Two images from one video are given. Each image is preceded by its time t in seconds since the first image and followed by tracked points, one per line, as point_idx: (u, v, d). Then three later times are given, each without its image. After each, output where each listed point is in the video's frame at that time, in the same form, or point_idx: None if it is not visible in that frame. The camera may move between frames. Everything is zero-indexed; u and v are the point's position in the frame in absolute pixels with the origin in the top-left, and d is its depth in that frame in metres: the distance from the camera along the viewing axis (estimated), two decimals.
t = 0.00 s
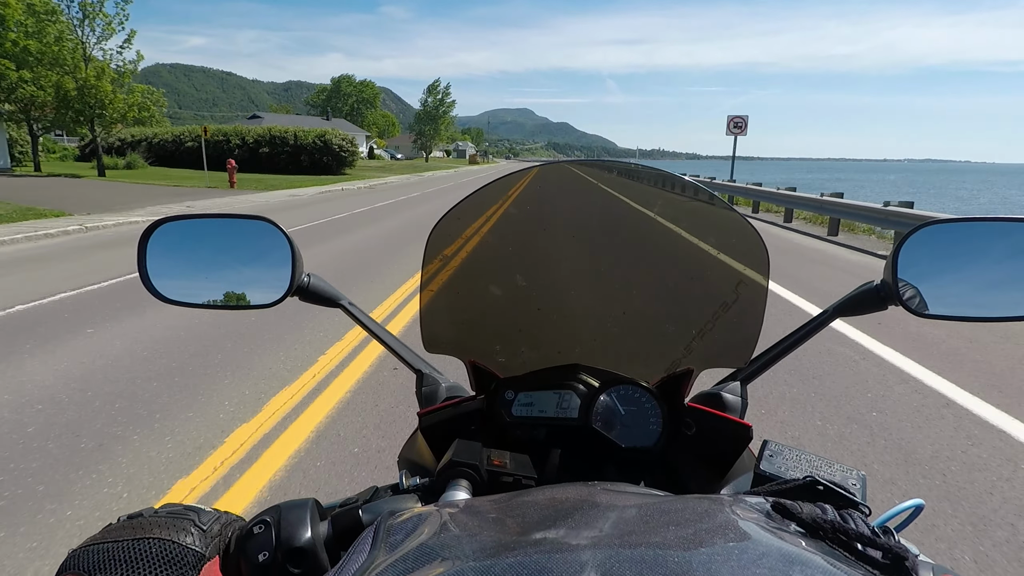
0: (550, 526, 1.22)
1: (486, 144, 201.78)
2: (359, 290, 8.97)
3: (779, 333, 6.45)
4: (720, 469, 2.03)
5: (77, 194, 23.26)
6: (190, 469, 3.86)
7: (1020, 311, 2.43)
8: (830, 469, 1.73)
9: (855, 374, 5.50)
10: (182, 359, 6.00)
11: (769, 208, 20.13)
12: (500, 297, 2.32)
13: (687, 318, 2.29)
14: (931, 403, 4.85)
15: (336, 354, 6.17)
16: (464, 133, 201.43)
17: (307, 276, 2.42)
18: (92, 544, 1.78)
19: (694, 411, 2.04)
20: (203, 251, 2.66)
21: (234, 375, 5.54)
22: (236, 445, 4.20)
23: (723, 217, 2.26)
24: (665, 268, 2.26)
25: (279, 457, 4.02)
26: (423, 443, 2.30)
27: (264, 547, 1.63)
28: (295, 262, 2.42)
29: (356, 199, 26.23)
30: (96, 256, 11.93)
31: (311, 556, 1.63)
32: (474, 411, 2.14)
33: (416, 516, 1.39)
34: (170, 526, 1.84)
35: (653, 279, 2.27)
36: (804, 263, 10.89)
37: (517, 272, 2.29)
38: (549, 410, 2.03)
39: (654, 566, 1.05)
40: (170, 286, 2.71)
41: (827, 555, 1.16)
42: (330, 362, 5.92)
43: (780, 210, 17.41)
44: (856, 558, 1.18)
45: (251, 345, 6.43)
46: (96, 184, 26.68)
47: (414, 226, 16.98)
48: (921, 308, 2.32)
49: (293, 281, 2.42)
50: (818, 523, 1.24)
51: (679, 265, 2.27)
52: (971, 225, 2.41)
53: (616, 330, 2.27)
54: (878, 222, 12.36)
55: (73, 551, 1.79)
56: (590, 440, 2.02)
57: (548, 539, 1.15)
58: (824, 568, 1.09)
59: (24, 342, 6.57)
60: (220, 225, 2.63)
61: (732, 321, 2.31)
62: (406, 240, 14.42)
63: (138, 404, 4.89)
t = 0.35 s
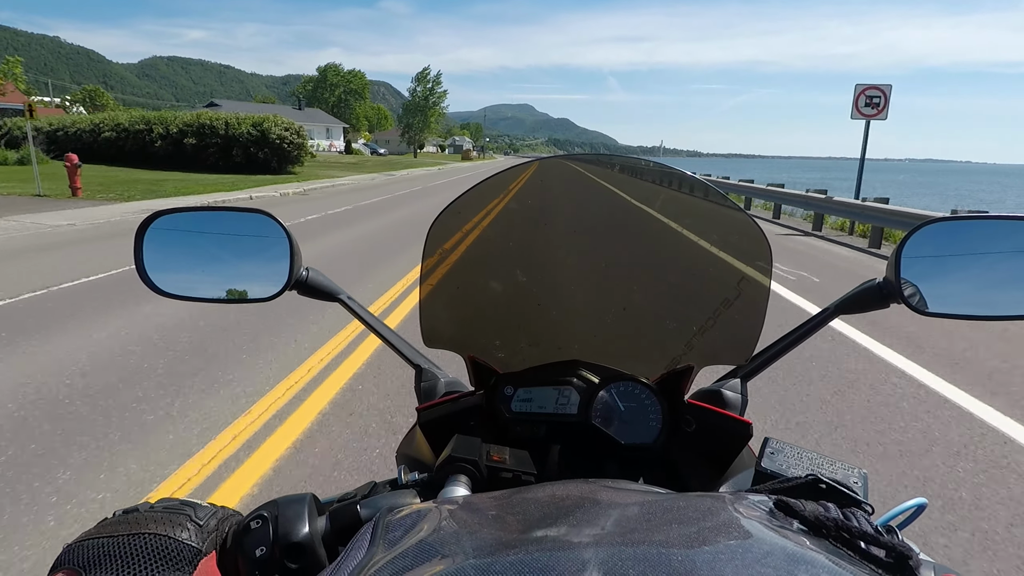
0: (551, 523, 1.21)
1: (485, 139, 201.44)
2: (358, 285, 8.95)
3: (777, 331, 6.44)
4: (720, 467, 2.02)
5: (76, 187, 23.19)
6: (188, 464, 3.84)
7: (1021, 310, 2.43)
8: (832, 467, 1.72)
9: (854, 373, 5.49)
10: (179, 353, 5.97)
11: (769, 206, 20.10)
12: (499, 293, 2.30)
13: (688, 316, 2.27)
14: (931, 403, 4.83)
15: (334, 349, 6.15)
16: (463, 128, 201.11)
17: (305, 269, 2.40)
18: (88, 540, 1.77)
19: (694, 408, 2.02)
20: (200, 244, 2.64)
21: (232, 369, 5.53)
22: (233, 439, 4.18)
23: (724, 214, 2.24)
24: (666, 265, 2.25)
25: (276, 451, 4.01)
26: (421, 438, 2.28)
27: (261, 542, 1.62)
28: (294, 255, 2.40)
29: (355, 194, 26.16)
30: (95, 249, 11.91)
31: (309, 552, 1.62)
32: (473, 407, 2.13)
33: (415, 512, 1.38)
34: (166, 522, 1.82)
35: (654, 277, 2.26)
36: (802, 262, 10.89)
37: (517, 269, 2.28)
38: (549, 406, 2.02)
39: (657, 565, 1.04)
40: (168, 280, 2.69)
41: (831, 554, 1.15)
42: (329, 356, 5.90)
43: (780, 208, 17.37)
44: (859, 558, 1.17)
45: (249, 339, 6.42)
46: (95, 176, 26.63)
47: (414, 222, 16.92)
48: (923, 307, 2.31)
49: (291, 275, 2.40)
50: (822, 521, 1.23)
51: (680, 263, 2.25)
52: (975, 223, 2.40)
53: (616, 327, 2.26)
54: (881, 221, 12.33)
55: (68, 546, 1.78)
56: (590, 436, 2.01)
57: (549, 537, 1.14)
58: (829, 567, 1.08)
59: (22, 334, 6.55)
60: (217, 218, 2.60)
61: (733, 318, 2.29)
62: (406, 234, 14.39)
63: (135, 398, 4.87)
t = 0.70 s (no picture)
0: (549, 521, 1.21)
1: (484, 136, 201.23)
2: (357, 283, 8.94)
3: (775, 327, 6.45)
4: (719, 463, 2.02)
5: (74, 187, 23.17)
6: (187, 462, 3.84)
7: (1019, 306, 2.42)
8: (830, 463, 1.72)
9: (852, 369, 5.49)
10: (178, 352, 5.97)
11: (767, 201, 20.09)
12: (498, 291, 2.30)
13: (686, 313, 2.28)
14: (929, 399, 4.83)
15: (332, 347, 6.15)
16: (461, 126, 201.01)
17: (303, 268, 2.40)
18: (86, 538, 1.76)
19: (693, 405, 2.03)
20: (197, 243, 2.64)
21: (230, 368, 5.52)
22: (232, 438, 4.18)
23: (723, 211, 2.24)
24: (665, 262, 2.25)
25: (276, 449, 4.01)
26: (420, 436, 2.28)
27: (260, 540, 1.62)
28: (291, 253, 2.40)
29: (354, 192, 26.15)
30: (93, 249, 11.90)
31: (308, 549, 1.62)
32: (472, 405, 2.13)
33: (413, 510, 1.38)
34: (165, 519, 1.83)
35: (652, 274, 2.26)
36: (799, 258, 10.89)
37: (516, 266, 2.27)
38: (547, 403, 2.02)
39: (655, 562, 1.04)
40: (166, 278, 2.68)
41: (828, 550, 1.15)
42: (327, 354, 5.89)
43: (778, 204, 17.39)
44: (857, 553, 1.17)
45: (247, 337, 6.41)
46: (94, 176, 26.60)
47: (412, 220, 16.91)
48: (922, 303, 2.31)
49: (288, 274, 2.40)
50: (818, 517, 1.23)
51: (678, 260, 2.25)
52: (972, 217, 2.40)
53: (615, 323, 2.26)
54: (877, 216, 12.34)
55: (66, 544, 1.78)
56: (588, 433, 2.01)
57: (546, 535, 1.14)
58: (826, 564, 1.08)
59: (20, 334, 6.55)
60: (215, 216, 2.60)
61: (732, 315, 2.29)
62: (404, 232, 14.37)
63: (134, 397, 4.87)
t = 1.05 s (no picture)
0: (551, 518, 1.20)
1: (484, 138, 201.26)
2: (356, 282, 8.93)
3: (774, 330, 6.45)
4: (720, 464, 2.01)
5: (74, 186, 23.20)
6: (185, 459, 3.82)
7: None
8: (833, 464, 1.71)
9: (852, 373, 5.48)
10: (177, 351, 5.96)
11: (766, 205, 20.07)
12: (499, 290, 2.29)
13: (688, 313, 2.27)
14: (929, 403, 4.83)
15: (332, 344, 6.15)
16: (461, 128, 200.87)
17: (304, 266, 2.39)
18: (86, 535, 1.75)
19: (694, 405, 2.02)
20: (199, 242, 2.63)
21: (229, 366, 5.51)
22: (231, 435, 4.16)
23: (726, 211, 2.24)
24: (667, 262, 2.24)
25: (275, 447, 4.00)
26: (420, 435, 2.27)
27: (260, 538, 1.61)
28: (292, 251, 2.39)
29: (352, 193, 26.18)
30: (93, 248, 11.90)
31: (308, 546, 1.61)
32: (472, 404, 2.13)
33: (414, 508, 1.37)
34: (164, 517, 1.81)
35: (655, 274, 2.25)
36: (797, 262, 10.91)
37: (517, 265, 2.27)
38: (548, 403, 2.01)
39: (659, 560, 1.03)
40: (167, 275, 2.66)
41: (832, 549, 1.14)
42: (326, 353, 5.88)
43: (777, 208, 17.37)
44: (861, 554, 1.16)
45: (247, 336, 6.41)
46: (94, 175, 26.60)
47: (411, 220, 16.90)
48: (925, 307, 2.30)
49: (289, 272, 2.38)
50: (822, 515, 1.22)
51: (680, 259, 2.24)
52: (976, 220, 2.39)
53: (616, 324, 2.25)
54: (876, 222, 12.31)
55: (65, 542, 1.76)
56: (589, 433, 2.00)
57: (549, 532, 1.13)
58: (831, 563, 1.07)
59: (19, 331, 6.53)
60: (215, 213, 2.59)
61: (734, 316, 2.28)
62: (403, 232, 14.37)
63: (133, 395, 4.86)
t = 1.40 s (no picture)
0: (558, 518, 1.22)
1: (489, 137, 201.20)
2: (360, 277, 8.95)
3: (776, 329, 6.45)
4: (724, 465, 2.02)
5: (82, 178, 23.34)
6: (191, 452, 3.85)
7: None
8: (837, 465, 1.72)
9: (855, 375, 5.47)
10: (182, 344, 5.98)
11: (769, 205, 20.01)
12: (505, 291, 2.30)
13: (693, 314, 2.28)
14: (932, 404, 4.82)
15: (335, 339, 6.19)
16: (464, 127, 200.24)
17: (313, 266, 2.41)
18: (114, 511, 1.79)
19: (699, 407, 2.03)
20: (210, 240, 2.65)
21: (235, 360, 5.54)
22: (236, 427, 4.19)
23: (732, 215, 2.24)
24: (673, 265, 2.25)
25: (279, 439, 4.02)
26: (427, 435, 2.29)
27: (269, 536, 1.63)
28: (302, 251, 2.41)
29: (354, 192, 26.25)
30: (99, 239, 11.96)
31: (316, 545, 1.63)
32: (479, 404, 2.14)
33: (422, 507, 1.39)
34: (189, 505, 1.83)
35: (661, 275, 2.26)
36: (798, 266, 10.93)
37: (523, 266, 2.27)
38: (553, 404, 2.02)
39: (665, 560, 1.04)
40: (179, 276, 2.70)
41: (836, 550, 1.16)
42: (331, 348, 5.90)
43: (779, 210, 17.31)
44: (864, 554, 1.18)
45: (251, 331, 6.44)
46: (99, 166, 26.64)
47: (414, 216, 16.90)
48: (928, 307, 2.31)
49: (298, 272, 2.41)
50: (827, 519, 1.24)
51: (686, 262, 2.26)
52: (984, 221, 2.39)
53: (621, 325, 2.27)
54: (876, 226, 12.26)
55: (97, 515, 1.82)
56: (594, 434, 2.01)
57: (557, 531, 1.15)
58: (835, 563, 1.09)
59: (26, 323, 6.58)
60: (226, 215, 2.61)
61: (738, 317, 2.30)
62: (406, 228, 14.39)
63: (139, 388, 4.88)
